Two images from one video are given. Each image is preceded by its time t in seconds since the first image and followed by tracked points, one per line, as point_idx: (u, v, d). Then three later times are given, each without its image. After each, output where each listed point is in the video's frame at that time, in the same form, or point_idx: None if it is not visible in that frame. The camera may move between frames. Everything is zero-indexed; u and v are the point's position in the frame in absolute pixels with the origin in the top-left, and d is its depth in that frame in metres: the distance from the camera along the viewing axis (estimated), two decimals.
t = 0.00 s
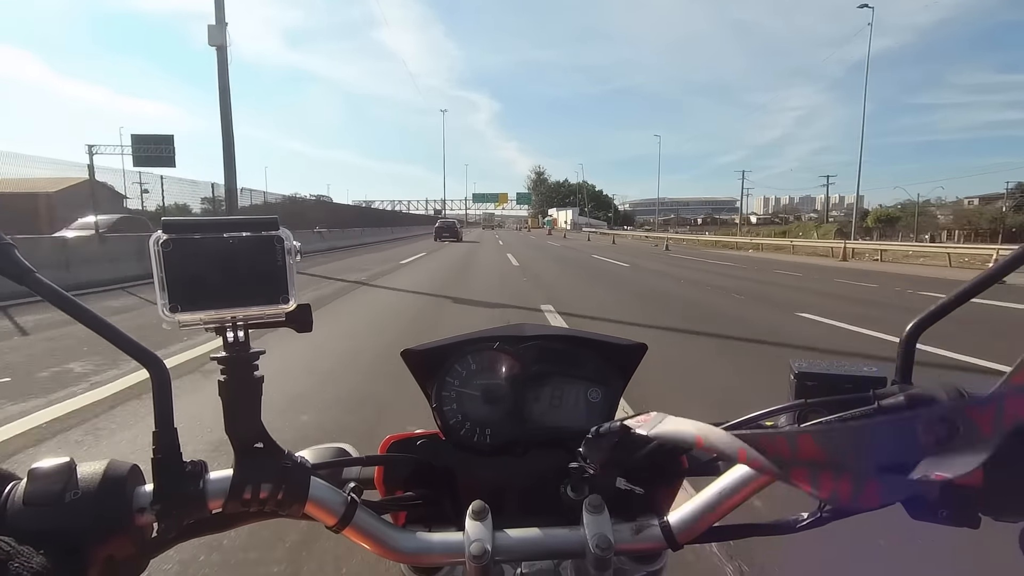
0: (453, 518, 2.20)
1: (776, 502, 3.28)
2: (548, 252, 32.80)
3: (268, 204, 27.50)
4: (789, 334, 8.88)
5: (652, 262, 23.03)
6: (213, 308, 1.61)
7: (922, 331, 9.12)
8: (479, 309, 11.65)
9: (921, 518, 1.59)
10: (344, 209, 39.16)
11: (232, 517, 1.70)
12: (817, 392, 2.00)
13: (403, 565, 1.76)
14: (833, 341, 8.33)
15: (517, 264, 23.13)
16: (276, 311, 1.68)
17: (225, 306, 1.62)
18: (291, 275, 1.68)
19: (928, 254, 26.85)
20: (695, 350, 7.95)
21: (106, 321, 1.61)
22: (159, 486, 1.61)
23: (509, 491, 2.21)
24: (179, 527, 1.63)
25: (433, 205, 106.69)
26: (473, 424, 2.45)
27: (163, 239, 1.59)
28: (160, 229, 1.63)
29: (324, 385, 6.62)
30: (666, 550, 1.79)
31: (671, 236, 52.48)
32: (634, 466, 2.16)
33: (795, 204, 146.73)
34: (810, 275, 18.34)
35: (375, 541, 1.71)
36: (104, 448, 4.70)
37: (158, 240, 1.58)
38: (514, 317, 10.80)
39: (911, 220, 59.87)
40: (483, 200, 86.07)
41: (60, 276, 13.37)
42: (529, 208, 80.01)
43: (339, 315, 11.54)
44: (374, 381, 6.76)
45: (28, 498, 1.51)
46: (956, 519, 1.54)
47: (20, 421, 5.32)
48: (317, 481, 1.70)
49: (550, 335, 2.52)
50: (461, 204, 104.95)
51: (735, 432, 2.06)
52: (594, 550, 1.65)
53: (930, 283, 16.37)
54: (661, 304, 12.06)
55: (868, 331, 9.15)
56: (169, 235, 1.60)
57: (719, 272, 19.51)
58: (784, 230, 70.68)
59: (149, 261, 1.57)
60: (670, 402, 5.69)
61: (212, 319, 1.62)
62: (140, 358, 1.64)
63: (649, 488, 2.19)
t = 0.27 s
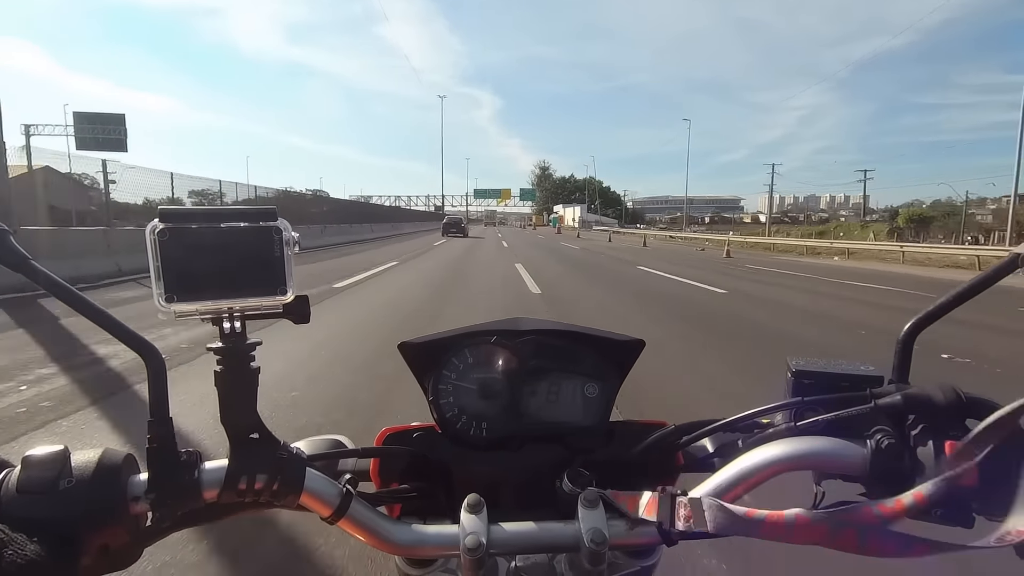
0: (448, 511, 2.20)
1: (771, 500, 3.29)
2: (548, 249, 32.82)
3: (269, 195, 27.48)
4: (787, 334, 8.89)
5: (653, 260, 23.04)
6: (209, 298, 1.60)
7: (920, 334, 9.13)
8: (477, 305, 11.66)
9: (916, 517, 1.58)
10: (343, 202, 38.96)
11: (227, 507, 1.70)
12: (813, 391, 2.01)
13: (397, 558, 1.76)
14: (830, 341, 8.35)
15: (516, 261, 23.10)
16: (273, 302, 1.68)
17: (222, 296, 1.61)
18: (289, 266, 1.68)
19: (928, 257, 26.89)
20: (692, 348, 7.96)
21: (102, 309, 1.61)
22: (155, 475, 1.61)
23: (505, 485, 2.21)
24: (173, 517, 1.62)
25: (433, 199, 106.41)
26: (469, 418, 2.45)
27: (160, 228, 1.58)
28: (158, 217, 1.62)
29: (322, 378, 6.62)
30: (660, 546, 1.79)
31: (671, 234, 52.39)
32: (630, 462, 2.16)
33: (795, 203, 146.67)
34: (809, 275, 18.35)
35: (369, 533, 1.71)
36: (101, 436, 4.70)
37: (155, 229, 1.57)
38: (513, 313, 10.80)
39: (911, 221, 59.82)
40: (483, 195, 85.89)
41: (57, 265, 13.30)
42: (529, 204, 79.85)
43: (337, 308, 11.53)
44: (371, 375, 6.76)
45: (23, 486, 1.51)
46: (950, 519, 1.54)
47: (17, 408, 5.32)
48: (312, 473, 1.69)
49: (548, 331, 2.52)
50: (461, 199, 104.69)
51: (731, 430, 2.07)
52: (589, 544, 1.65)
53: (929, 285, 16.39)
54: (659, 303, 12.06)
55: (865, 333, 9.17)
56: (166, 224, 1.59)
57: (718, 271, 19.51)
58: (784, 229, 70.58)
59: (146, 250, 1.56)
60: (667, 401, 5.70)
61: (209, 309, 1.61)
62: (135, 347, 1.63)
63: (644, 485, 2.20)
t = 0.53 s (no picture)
0: (449, 510, 2.20)
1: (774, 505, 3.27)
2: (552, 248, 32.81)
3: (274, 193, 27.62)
4: (791, 334, 8.87)
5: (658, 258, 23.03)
6: (213, 293, 1.61)
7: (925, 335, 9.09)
8: (480, 303, 11.67)
9: (918, 523, 1.58)
10: (346, 200, 38.95)
11: (228, 503, 1.70)
12: (816, 395, 2.00)
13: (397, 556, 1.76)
14: (834, 342, 8.33)
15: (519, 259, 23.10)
16: (278, 298, 1.68)
17: (226, 292, 1.61)
18: (293, 262, 1.68)
19: (936, 256, 26.81)
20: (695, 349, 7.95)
21: (110, 305, 1.62)
22: (156, 469, 1.61)
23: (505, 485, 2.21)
24: (175, 512, 1.63)
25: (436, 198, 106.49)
26: (471, 417, 2.45)
27: (165, 223, 1.58)
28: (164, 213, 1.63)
29: (324, 376, 6.64)
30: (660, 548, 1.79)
31: (674, 234, 52.32)
32: (630, 464, 2.16)
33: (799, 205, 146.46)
34: (813, 275, 18.30)
35: (369, 531, 1.71)
36: (104, 432, 4.74)
37: (161, 224, 1.57)
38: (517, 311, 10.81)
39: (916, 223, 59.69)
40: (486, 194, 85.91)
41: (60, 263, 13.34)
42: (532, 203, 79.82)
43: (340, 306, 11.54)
44: (374, 373, 6.78)
45: (25, 479, 1.52)
46: (953, 526, 1.54)
47: (21, 404, 5.36)
48: (314, 470, 1.69)
49: (551, 331, 2.52)
50: (464, 198, 104.71)
51: (733, 433, 2.06)
52: (590, 546, 1.65)
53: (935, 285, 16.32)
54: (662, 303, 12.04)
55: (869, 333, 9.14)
56: (171, 219, 1.60)
57: (721, 270, 19.49)
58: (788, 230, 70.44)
59: (152, 246, 1.57)
60: (669, 401, 5.69)
61: (213, 304, 1.61)
62: (141, 343, 1.64)
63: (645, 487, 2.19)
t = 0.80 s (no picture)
0: (446, 513, 2.22)
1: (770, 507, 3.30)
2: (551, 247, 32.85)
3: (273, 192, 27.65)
4: (790, 334, 8.88)
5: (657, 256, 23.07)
6: (212, 301, 1.62)
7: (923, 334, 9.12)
8: (479, 304, 11.69)
9: (910, 528, 1.60)
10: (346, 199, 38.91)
11: (226, 507, 1.71)
12: (811, 400, 2.01)
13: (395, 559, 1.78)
14: (834, 342, 8.33)
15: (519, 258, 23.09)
16: (275, 305, 1.69)
17: (225, 299, 1.63)
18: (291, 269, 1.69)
19: (935, 252, 26.85)
20: (694, 348, 7.96)
21: (109, 312, 1.63)
22: (155, 474, 1.62)
23: (502, 488, 2.22)
24: (174, 517, 1.64)
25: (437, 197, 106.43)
26: (468, 420, 2.46)
27: (164, 231, 1.60)
28: (162, 220, 1.64)
29: (324, 377, 6.65)
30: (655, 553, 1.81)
31: (675, 232, 52.26)
32: (627, 467, 2.18)
33: (800, 205, 146.33)
34: (814, 273, 18.29)
35: (367, 535, 1.73)
36: (104, 435, 4.76)
37: (159, 232, 1.59)
38: (516, 312, 10.83)
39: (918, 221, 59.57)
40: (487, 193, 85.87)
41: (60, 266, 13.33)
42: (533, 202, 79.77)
43: (340, 306, 11.54)
44: (373, 373, 6.79)
45: (24, 484, 1.53)
46: (944, 532, 1.55)
47: (21, 407, 5.37)
48: (312, 474, 1.71)
49: (548, 335, 2.53)
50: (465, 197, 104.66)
51: (729, 437, 2.08)
52: (585, 550, 1.67)
53: (933, 282, 16.36)
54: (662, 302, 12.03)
55: (867, 332, 9.17)
56: (170, 227, 1.61)
57: (722, 269, 19.48)
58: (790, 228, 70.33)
59: (150, 254, 1.58)
60: (668, 401, 5.71)
61: (212, 311, 1.62)
62: (140, 349, 1.65)
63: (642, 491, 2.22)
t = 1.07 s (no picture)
0: (445, 506, 2.22)
1: (771, 503, 3.30)
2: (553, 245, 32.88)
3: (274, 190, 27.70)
4: (791, 331, 8.87)
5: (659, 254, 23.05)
6: (211, 293, 1.62)
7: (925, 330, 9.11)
8: (480, 301, 11.70)
9: (908, 523, 1.60)
10: (347, 198, 38.87)
11: (226, 499, 1.71)
12: (811, 395, 2.01)
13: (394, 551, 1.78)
14: (835, 338, 8.32)
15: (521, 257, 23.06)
16: (276, 298, 1.69)
17: (224, 291, 1.62)
18: (291, 262, 1.69)
19: (938, 250, 26.78)
20: (695, 344, 7.96)
21: (109, 304, 1.63)
22: (156, 466, 1.62)
23: (502, 482, 2.23)
24: (174, 508, 1.64)
25: (438, 194, 106.31)
26: (468, 414, 2.46)
27: (163, 223, 1.59)
28: (162, 212, 1.64)
29: (325, 374, 6.66)
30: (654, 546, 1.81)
31: (678, 230, 52.17)
32: (626, 460, 2.18)
33: (802, 202, 146.08)
34: (815, 270, 18.27)
35: (367, 528, 1.73)
36: (106, 429, 4.77)
37: (159, 224, 1.58)
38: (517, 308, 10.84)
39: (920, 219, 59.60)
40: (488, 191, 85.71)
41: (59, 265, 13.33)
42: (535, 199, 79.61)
43: (341, 304, 11.55)
44: (374, 370, 6.81)
45: (24, 475, 1.53)
46: (943, 526, 1.55)
47: (23, 403, 5.40)
48: (311, 467, 1.71)
49: (547, 329, 2.53)
50: (467, 194, 104.57)
51: (728, 432, 2.08)
52: (585, 543, 1.67)
53: (936, 279, 16.32)
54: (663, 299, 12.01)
55: (869, 328, 9.15)
56: (170, 219, 1.61)
57: (724, 267, 19.45)
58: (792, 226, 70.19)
59: (150, 245, 1.58)
60: (669, 397, 5.70)
61: (211, 304, 1.62)
62: (140, 341, 1.65)
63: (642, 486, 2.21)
